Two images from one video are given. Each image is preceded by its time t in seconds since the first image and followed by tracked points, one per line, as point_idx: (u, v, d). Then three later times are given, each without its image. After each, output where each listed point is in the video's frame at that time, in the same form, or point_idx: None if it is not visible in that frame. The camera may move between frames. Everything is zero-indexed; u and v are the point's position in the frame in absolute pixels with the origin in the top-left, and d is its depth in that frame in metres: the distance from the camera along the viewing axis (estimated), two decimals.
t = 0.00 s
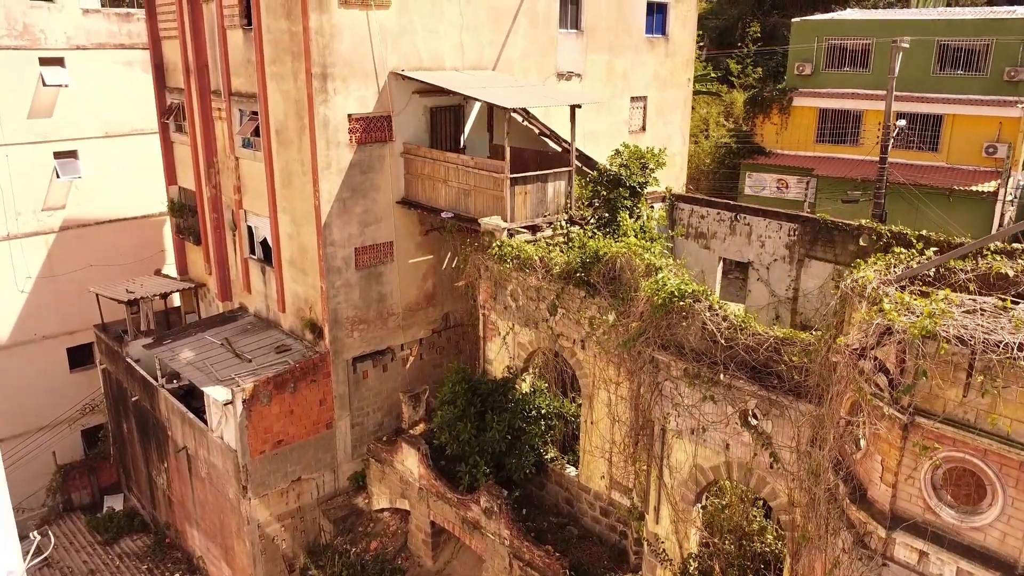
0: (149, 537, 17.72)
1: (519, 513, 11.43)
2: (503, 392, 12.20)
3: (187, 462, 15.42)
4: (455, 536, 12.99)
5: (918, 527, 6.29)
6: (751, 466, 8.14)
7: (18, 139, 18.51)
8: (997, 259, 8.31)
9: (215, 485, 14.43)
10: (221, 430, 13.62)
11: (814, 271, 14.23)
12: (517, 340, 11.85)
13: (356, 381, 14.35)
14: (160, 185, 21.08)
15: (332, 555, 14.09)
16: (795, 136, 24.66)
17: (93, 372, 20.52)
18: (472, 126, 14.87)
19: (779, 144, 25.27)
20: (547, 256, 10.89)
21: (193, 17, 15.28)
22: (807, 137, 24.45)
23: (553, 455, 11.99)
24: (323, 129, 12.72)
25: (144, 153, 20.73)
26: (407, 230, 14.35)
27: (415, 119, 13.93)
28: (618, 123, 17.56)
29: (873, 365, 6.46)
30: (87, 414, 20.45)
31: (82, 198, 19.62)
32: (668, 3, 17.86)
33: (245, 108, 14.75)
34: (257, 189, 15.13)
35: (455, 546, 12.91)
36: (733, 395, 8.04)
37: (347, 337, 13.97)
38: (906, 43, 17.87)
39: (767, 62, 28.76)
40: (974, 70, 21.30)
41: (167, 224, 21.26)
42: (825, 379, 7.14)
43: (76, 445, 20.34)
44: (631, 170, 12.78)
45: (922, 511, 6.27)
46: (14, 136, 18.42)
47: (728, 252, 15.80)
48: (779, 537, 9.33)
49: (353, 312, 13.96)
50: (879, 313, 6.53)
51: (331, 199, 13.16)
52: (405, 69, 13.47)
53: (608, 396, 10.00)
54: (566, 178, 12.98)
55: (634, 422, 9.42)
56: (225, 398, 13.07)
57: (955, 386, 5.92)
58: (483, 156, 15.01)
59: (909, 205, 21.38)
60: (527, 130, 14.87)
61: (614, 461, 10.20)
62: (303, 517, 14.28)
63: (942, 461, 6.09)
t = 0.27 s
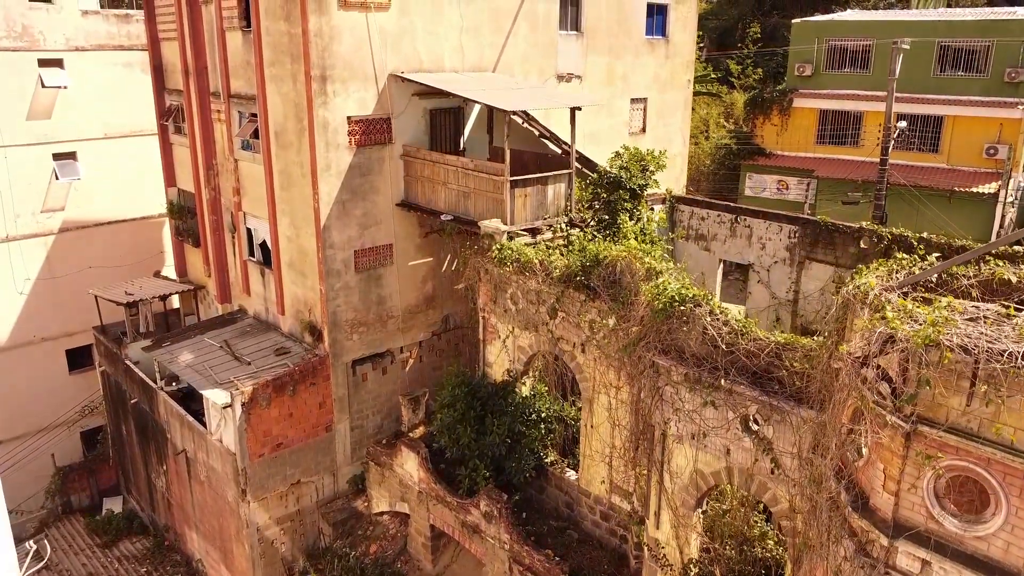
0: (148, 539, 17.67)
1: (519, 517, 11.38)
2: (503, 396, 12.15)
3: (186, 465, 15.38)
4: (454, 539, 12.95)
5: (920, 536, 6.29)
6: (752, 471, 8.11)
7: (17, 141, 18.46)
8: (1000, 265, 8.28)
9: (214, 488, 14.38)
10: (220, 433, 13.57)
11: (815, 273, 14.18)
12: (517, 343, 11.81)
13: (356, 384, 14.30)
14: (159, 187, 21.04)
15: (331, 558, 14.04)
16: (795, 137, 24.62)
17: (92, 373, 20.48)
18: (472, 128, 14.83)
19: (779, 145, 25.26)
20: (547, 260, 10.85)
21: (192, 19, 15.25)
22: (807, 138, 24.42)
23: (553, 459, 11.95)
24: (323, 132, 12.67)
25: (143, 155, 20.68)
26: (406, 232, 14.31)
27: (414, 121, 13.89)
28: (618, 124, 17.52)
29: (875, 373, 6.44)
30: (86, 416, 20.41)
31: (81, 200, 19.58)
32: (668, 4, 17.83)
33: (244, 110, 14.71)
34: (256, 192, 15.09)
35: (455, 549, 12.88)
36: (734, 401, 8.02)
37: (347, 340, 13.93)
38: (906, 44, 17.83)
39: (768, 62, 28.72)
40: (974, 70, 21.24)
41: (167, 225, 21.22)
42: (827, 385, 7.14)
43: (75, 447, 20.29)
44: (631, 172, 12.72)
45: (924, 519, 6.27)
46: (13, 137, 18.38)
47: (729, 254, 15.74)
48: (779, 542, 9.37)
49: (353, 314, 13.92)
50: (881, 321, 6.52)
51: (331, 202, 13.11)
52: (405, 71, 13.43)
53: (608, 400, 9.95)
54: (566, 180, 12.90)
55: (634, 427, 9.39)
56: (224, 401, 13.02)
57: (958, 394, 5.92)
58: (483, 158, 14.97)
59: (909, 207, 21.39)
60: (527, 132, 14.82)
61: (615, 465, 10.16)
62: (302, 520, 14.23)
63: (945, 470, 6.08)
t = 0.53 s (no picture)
0: (143, 543, 17.59)
1: (516, 521, 11.34)
2: (500, 400, 12.12)
3: (181, 468, 15.32)
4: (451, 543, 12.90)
5: (918, 543, 6.34)
6: (750, 476, 8.11)
7: (12, 143, 18.35)
8: (998, 270, 8.27)
9: (209, 492, 14.32)
10: (215, 437, 13.51)
11: (812, 275, 14.14)
12: (513, 347, 11.77)
13: (352, 387, 14.25)
14: (154, 189, 20.96)
15: (327, 561, 13.99)
16: (792, 138, 24.58)
17: (87, 376, 20.39)
18: (468, 131, 14.79)
19: (776, 146, 25.21)
20: (544, 263, 10.80)
21: (187, 20, 15.18)
22: (804, 139, 24.39)
23: (550, 463, 11.87)
24: (319, 134, 12.62)
25: (139, 157, 20.60)
26: (403, 235, 14.26)
27: (410, 124, 13.85)
28: (615, 127, 17.49)
29: (874, 381, 6.49)
30: (82, 419, 20.32)
31: (76, 202, 19.49)
32: (665, 6, 17.80)
33: (240, 112, 14.65)
34: (252, 194, 15.03)
35: (452, 554, 13.00)
36: (731, 406, 8.02)
37: (343, 343, 13.87)
38: (903, 46, 17.80)
39: (764, 63, 28.70)
40: (971, 71, 21.24)
41: (163, 228, 21.14)
42: (826, 391, 7.13)
43: (70, 451, 20.19)
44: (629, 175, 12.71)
45: (923, 527, 6.34)
46: (8, 139, 18.27)
47: (726, 256, 15.70)
48: (776, 547, 9.28)
49: (349, 317, 13.87)
50: (880, 329, 6.50)
51: (327, 205, 13.06)
52: (401, 74, 13.38)
53: (605, 404, 9.91)
54: (563, 183, 12.85)
55: (631, 432, 9.37)
56: (220, 405, 12.96)
57: (957, 401, 5.95)
58: (480, 160, 14.94)
59: (907, 208, 21.38)
60: (524, 135, 14.78)
61: (612, 469, 10.11)
62: (299, 524, 14.18)
63: (944, 478, 6.15)
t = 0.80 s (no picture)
0: (132, 548, 17.47)
1: (506, 525, 11.31)
2: (490, 403, 12.09)
3: (170, 473, 15.21)
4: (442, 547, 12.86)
5: (908, 548, 6.38)
6: (740, 480, 8.13)
7: None
8: (987, 274, 8.31)
9: (198, 497, 14.22)
10: (204, 441, 13.41)
11: (801, 277, 14.18)
12: (503, 350, 11.73)
13: (341, 391, 14.19)
14: (142, 191, 20.79)
15: (317, 566, 13.93)
16: (781, 138, 24.63)
17: (75, 380, 20.22)
18: (457, 133, 14.75)
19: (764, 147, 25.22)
20: (534, 266, 10.78)
21: (174, 21, 15.05)
22: (793, 140, 24.44)
23: (540, 466, 11.86)
24: (307, 137, 12.54)
25: (126, 158, 20.43)
26: (392, 237, 14.21)
27: (399, 126, 13.80)
28: (605, 128, 17.49)
29: (864, 386, 6.51)
30: (69, 422, 20.14)
31: (63, 205, 19.30)
32: (654, 7, 17.81)
33: (228, 114, 14.55)
34: (240, 197, 14.93)
35: (442, 558, 12.94)
36: (722, 410, 8.03)
37: (332, 346, 13.80)
38: (892, 47, 17.84)
39: (753, 63, 28.77)
40: (959, 72, 21.27)
41: (150, 230, 20.98)
42: (817, 395, 7.15)
43: (58, 455, 20.04)
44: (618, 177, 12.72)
45: (913, 532, 6.38)
46: None
47: (715, 257, 15.71)
48: (767, 551, 9.27)
49: (338, 321, 13.80)
50: (870, 334, 6.51)
51: (315, 208, 12.99)
52: (390, 76, 13.33)
53: (596, 407, 9.90)
54: (553, 185, 12.83)
55: (622, 435, 9.38)
56: (208, 409, 12.87)
57: (947, 407, 5.99)
58: (469, 162, 14.91)
59: (895, 209, 21.52)
60: (514, 137, 14.75)
61: (602, 472, 10.10)
62: (288, 529, 14.11)
63: (935, 483, 6.19)
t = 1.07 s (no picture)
0: (116, 554, 17.31)
1: (494, 527, 11.29)
2: (477, 405, 12.07)
3: (154, 478, 15.07)
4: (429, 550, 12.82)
5: (895, 549, 6.45)
6: (726, 481, 8.17)
7: None
8: (969, 275, 8.40)
9: (183, 502, 14.10)
10: (188, 446, 13.30)
11: (785, 277, 14.25)
12: (490, 352, 11.70)
13: (327, 394, 14.11)
14: (124, 193, 20.59)
15: (303, 570, 13.85)
16: (765, 139, 24.74)
17: (57, 384, 19.99)
18: (442, 134, 14.72)
19: (749, 147, 25.28)
20: (520, 269, 10.76)
21: (156, 22, 14.92)
22: (777, 140, 24.55)
23: (527, 467, 11.86)
24: (291, 139, 12.46)
25: (108, 160, 20.23)
26: (377, 239, 14.15)
27: (384, 128, 13.75)
28: (590, 129, 17.51)
29: (849, 388, 6.54)
30: (51, 428, 19.93)
31: (44, 207, 19.05)
32: (638, 8, 17.86)
33: (211, 116, 14.43)
34: (224, 199, 14.81)
35: (430, 560, 12.86)
36: (708, 412, 8.06)
37: (318, 349, 13.73)
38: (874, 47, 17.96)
39: (737, 64, 28.92)
40: (940, 72, 21.42)
41: (133, 232, 20.77)
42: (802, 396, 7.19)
43: (40, 461, 19.81)
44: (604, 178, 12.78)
45: (898, 533, 6.45)
46: None
47: (700, 258, 15.77)
48: (754, 553, 9.29)
49: (323, 323, 13.72)
50: (855, 337, 6.55)
51: (300, 210, 12.91)
52: (374, 77, 13.27)
53: (583, 409, 9.89)
54: (539, 187, 12.81)
55: (608, 437, 9.39)
56: (192, 414, 12.75)
57: (931, 409, 6.04)
58: (454, 164, 14.88)
59: (878, 209, 21.73)
60: (500, 138, 14.73)
61: (589, 474, 10.11)
62: (274, 533, 14.03)
63: (919, 484, 6.27)
